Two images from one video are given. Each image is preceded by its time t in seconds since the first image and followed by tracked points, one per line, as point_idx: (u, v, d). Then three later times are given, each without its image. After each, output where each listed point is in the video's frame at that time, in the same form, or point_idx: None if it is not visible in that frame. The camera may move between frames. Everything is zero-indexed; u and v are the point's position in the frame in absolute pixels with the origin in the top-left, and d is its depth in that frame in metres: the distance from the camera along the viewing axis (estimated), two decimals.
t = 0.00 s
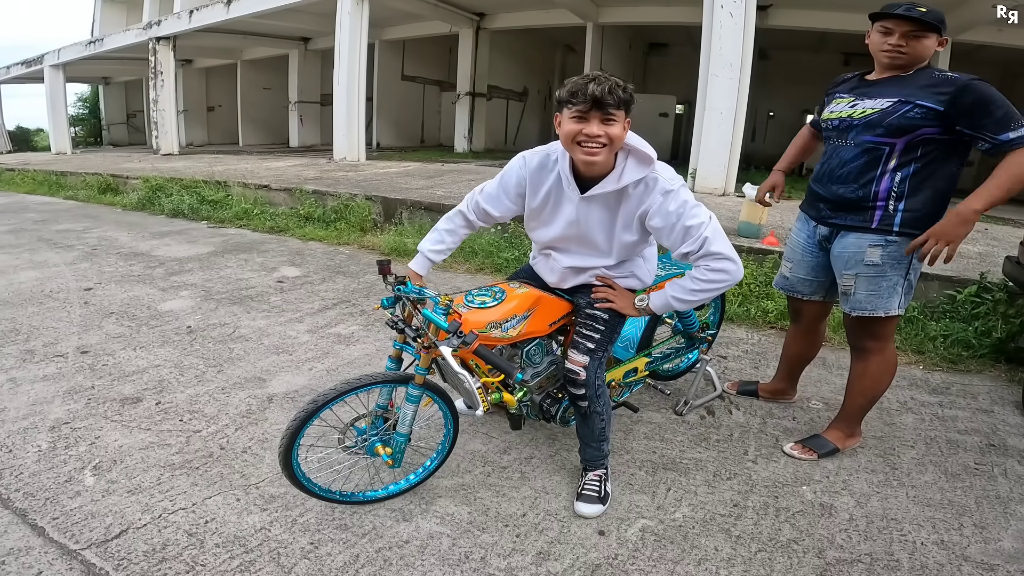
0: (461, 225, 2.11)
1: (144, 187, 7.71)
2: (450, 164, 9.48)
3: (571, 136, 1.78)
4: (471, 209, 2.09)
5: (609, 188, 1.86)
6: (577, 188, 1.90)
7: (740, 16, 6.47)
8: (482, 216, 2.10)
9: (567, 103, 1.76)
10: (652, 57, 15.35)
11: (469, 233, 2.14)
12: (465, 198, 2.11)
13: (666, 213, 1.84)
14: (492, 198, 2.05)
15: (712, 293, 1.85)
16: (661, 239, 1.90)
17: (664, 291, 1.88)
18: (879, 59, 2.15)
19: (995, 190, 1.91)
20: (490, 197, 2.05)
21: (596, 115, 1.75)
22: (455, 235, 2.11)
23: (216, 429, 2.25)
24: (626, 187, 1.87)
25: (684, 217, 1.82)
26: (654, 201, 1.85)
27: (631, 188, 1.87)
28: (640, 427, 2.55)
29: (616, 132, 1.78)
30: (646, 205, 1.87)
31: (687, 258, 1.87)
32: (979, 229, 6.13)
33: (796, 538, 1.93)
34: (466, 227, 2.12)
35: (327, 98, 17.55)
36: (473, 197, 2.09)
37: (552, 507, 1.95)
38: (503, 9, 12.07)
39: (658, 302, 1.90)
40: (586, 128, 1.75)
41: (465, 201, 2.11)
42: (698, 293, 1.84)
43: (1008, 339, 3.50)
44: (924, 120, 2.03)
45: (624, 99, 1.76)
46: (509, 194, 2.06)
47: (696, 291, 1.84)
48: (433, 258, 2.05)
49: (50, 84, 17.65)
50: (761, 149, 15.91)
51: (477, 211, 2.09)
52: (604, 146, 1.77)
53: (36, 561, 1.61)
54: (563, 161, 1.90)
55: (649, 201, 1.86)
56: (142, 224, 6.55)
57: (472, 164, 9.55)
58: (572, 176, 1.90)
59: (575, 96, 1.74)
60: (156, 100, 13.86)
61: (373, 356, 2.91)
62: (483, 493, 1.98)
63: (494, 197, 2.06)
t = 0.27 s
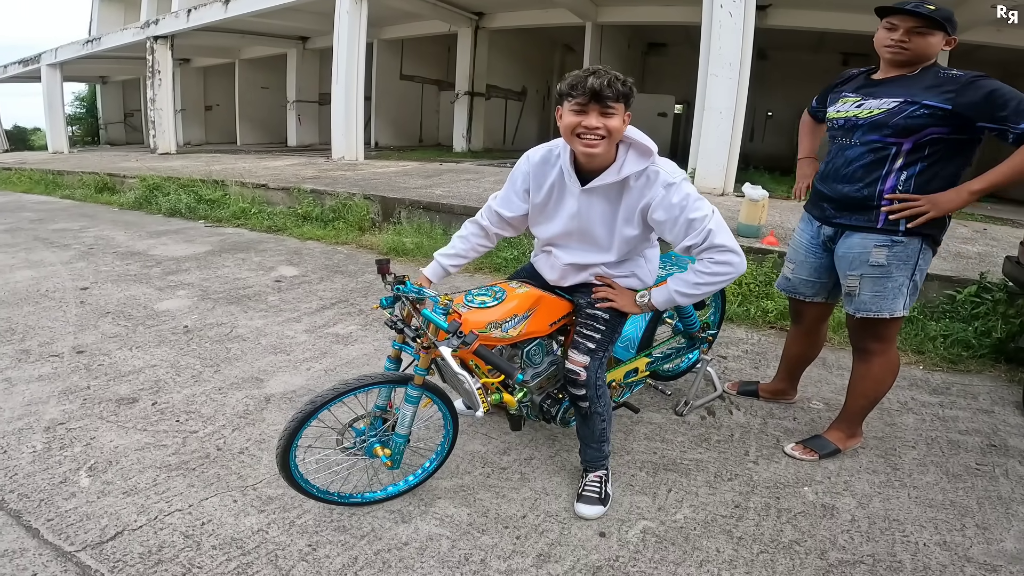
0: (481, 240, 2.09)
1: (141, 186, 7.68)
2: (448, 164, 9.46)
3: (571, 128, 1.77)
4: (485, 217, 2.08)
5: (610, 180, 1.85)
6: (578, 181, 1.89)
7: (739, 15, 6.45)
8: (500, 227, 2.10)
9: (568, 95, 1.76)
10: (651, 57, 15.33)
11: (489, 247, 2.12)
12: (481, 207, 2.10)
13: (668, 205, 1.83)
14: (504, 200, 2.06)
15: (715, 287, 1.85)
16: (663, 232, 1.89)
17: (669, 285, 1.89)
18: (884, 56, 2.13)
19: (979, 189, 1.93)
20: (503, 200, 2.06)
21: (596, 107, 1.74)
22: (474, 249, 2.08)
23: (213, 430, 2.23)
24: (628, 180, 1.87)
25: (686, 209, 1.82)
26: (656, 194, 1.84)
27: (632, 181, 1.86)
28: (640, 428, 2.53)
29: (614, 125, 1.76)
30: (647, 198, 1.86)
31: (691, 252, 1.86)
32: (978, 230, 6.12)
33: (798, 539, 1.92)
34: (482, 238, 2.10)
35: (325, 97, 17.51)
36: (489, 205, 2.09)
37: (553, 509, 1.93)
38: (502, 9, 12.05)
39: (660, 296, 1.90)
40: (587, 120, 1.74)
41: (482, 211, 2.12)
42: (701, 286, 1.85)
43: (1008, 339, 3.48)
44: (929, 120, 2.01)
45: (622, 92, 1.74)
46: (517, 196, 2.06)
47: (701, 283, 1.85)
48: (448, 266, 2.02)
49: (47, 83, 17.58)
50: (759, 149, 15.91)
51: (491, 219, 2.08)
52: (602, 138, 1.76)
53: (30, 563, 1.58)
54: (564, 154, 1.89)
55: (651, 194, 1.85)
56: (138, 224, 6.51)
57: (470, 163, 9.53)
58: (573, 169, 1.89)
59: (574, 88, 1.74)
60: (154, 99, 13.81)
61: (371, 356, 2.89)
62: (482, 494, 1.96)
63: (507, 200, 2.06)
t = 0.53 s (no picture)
0: (480, 238, 2.07)
1: (138, 185, 7.66)
2: (447, 163, 9.45)
3: (570, 121, 1.76)
4: (487, 214, 2.07)
5: (614, 172, 1.85)
6: (582, 174, 1.90)
7: (738, 15, 6.44)
8: (501, 223, 2.08)
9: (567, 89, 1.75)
10: (650, 57, 15.33)
11: (489, 245, 2.10)
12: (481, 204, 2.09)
13: (673, 196, 1.83)
14: (506, 196, 2.05)
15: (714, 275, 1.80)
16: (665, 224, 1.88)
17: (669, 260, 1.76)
18: (884, 55, 2.13)
19: (970, 206, 1.92)
20: (505, 196, 2.05)
21: (596, 99, 1.73)
22: (473, 246, 2.06)
23: (209, 429, 2.21)
24: (632, 172, 1.87)
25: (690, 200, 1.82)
26: (660, 185, 1.85)
27: (636, 174, 1.87)
28: (639, 428, 2.52)
29: (614, 117, 1.76)
30: (651, 190, 1.86)
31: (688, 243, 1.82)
32: (976, 229, 6.12)
33: (798, 539, 1.90)
34: (482, 236, 2.08)
35: (323, 96, 17.48)
36: (490, 201, 2.07)
37: (551, 509, 1.91)
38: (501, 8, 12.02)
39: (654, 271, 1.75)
40: (586, 113, 1.74)
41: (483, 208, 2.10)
42: (701, 269, 1.76)
43: (1007, 338, 3.48)
44: (931, 123, 1.99)
45: (620, 84, 1.73)
46: (520, 193, 2.05)
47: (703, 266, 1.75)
48: (447, 264, 2.00)
49: (44, 82, 17.53)
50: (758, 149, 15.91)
51: (493, 215, 2.07)
52: (603, 130, 1.75)
53: (24, 563, 1.57)
54: (568, 149, 1.90)
55: (656, 185, 1.85)
56: (135, 222, 6.49)
57: (469, 163, 9.51)
58: (577, 163, 1.90)
59: (570, 83, 1.74)
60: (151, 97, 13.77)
61: (369, 355, 2.87)
62: (481, 494, 1.95)
63: (509, 196, 2.06)
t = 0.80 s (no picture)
0: (481, 236, 2.05)
1: (136, 184, 7.64)
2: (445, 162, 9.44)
3: (579, 119, 1.75)
4: (489, 210, 2.06)
5: (612, 165, 1.85)
6: (581, 168, 1.90)
7: (737, 14, 6.44)
8: (502, 220, 2.07)
9: (569, 85, 1.74)
10: (649, 57, 15.32)
11: (490, 244, 2.08)
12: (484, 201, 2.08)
13: (670, 189, 1.83)
14: (507, 191, 2.05)
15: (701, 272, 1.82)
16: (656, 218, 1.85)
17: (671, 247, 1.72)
18: (886, 54, 2.12)
19: (965, 209, 1.93)
20: (506, 191, 2.05)
21: (600, 95, 1.72)
22: (474, 245, 2.04)
23: (207, 428, 2.20)
24: (629, 165, 1.87)
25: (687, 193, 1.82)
26: (657, 178, 1.84)
27: (634, 167, 1.86)
28: (638, 426, 2.51)
29: (618, 114, 1.77)
30: (649, 184, 1.85)
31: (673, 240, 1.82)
32: (975, 228, 6.12)
33: (798, 538, 1.90)
34: (483, 234, 2.06)
35: (322, 95, 17.47)
36: (491, 197, 2.07)
37: (551, 507, 1.91)
38: (500, 7, 12.00)
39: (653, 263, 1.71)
40: (594, 110, 1.73)
41: (485, 205, 2.09)
42: (695, 266, 1.76)
43: (1005, 337, 3.48)
44: (931, 123, 1.99)
45: (623, 80, 1.72)
46: (521, 188, 2.04)
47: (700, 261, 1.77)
48: (448, 262, 1.99)
49: (42, 81, 17.49)
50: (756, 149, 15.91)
51: (495, 212, 2.06)
52: (608, 128, 1.76)
53: (21, 562, 1.56)
54: (567, 143, 1.90)
55: (653, 178, 1.84)
56: (134, 221, 6.47)
57: (468, 162, 9.51)
58: (575, 157, 1.89)
59: (575, 78, 1.71)
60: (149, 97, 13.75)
61: (368, 354, 2.87)
62: (480, 493, 1.94)
63: (509, 191, 2.05)
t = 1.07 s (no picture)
0: (470, 230, 2.07)
1: (135, 183, 7.64)
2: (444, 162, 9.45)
3: (595, 124, 1.75)
4: (476, 208, 2.06)
5: (603, 161, 1.86)
6: (572, 165, 1.90)
7: (736, 14, 6.45)
8: (489, 216, 2.08)
9: (583, 89, 1.74)
10: (647, 57, 15.34)
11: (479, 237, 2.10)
12: (470, 197, 2.09)
13: (665, 180, 1.87)
14: (493, 188, 2.05)
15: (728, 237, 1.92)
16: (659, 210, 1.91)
17: (676, 258, 1.88)
18: (887, 55, 2.13)
19: (956, 213, 1.94)
20: (493, 189, 2.05)
21: (614, 100, 1.75)
22: (463, 240, 2.06)
23: (205, 427, 2.21)
24: (620, 160, 1.89)
25: (682, 182, 1.87)
26: (649, 171, 1.87)
27: (625, 161, 1.88)
28: (635, 425, 2.52)
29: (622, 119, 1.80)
30: (641, 177, 1.88)
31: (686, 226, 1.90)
32: (971, 229, 6.13)
33: (793, 536, 1.91)
34: (472, 228, 2.07)
35: (321, 95, 17.47)
36: (478, 194, 2.07)
37: (548, 505, 1.92)
38: (499, 7, 12.01)
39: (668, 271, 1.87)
40: (611, 115, 1.75)
41: (470, 202, 2.10)
42: (707, 252, 1.86)
43: (1001, 337, 3.49)
44: (926, 124, 2.00)
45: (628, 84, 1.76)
46: (508, 185, 2.04)
47: (710, 253, 1.84)
48: (439, 258, 2.00)
49: (40, 80, 17.47)
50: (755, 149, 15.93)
51: (482, 208, 2.07)
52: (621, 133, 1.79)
53: (19, 560, 1.56)
54: (556, 141, 1.90)
55: (647, 171, 1.87)
56: (132, 221, 6.47)
57: (466, 161, 9.51)
58: (565, 154, 1.91)
59: (586, 83, 1.73)
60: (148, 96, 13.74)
61: (365, 353, 2.87)
62: (477, 491, 1.95)
63: (497, 188, 2.05)
